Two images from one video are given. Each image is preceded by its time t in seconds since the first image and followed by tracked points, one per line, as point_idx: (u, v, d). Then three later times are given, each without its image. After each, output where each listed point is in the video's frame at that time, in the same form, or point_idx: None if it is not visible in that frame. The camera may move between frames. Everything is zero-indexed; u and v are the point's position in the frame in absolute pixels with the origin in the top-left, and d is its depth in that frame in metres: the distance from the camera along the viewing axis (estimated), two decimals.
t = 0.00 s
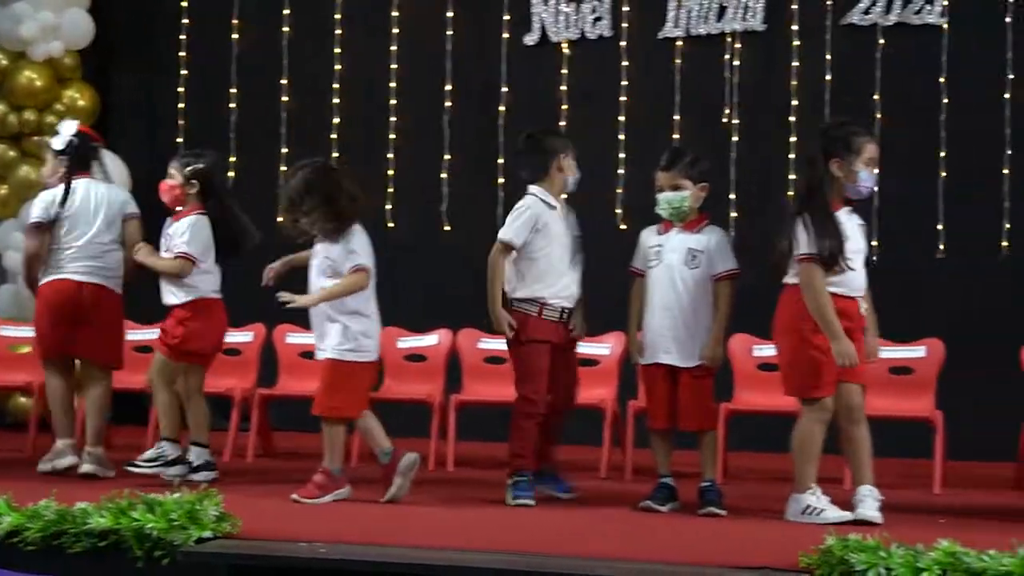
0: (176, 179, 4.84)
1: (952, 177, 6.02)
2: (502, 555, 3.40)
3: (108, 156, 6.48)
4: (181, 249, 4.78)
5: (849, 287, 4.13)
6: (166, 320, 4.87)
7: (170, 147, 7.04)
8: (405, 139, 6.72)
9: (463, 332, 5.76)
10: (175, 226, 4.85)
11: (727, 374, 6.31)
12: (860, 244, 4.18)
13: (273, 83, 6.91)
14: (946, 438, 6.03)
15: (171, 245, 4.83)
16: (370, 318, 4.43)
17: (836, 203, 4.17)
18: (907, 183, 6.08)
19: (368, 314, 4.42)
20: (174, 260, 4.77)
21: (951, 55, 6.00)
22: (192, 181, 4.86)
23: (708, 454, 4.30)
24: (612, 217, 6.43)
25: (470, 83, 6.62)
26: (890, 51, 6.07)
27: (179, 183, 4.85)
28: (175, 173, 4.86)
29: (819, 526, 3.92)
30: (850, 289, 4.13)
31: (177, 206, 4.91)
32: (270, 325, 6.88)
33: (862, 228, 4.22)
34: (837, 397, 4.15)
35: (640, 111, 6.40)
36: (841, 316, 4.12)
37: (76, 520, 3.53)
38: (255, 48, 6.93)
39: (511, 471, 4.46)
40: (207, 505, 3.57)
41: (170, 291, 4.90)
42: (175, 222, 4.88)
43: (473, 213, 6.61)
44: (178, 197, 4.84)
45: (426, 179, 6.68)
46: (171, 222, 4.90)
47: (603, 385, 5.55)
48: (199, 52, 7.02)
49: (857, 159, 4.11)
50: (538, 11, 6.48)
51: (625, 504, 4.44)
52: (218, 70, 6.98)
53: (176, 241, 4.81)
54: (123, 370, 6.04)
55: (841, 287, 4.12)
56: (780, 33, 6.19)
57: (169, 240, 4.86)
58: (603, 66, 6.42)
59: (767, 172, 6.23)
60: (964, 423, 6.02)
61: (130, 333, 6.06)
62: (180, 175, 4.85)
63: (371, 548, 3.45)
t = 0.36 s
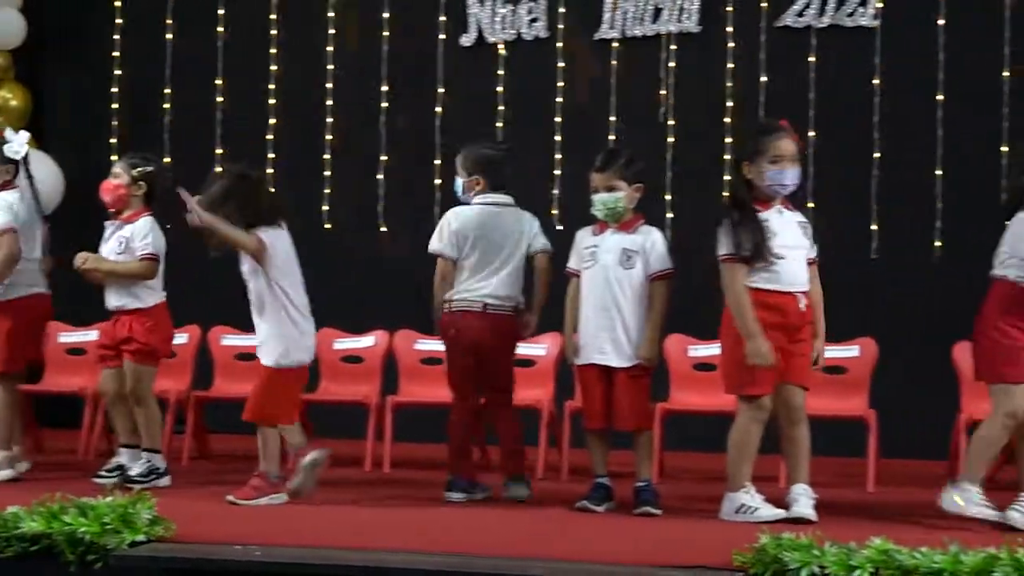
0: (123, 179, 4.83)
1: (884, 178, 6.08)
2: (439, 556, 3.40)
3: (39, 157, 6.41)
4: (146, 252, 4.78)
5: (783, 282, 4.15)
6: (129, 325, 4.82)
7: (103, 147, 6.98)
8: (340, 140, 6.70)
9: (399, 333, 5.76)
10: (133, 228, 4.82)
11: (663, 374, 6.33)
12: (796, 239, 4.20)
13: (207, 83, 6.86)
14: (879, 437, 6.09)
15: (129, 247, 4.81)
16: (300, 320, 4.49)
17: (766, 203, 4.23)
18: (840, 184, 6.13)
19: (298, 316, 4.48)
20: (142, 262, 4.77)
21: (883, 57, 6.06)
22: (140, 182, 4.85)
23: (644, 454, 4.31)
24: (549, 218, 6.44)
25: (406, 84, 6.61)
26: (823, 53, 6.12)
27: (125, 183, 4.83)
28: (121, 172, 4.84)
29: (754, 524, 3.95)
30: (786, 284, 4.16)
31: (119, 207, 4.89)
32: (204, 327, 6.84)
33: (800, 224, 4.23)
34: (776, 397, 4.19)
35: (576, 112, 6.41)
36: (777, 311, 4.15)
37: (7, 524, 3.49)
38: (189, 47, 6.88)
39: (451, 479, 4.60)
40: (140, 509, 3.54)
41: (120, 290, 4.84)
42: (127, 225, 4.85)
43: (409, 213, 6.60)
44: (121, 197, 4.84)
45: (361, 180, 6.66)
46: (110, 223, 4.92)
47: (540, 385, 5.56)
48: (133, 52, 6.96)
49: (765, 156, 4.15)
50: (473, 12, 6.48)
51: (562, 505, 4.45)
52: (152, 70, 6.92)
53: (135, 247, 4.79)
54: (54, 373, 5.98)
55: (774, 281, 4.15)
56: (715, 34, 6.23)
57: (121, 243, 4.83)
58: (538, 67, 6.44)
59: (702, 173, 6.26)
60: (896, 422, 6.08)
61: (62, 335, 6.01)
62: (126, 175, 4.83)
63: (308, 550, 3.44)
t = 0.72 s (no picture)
0: (62, 181, 4.81)
1: (831, 176, 6.12)
2: (388, 556, 3.39)
3: None
4: (102, 257, 4.80)
5: (715, 280, 4.18)
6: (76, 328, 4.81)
7: (48, 147, 6.91)
8: (288, 139, 6.67)
9: (348, 333, 5.74)
10: (83, 232, 4.82)
11: (612, 373, 6.34)
12: (734, 238, 4.21)
13: (154, 82, 6.81)
14: (827, 434, 6.12)
15: (83, 252, 4.82)
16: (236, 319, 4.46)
17: (712, 204, 4.28)
18: (788, 183, 6.16)
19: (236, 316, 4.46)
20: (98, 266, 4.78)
21: (830, 57, 6.09)
22: (80, 183, 4.86)
23: (593, 453, 4.33)
24: (498, 217, 6.44)
25: (354, 83, 6.59)
26: (771, 53, 6.15)
27: (65, 184, 4.81)
28: (62, 174, 4.81)
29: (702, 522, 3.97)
30: (718, 283, 4.18)
31: (58, 211, 4.89)
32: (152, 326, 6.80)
33: (745, 224, 4.24)
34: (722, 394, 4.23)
35: (524, 111, 6.41)
36: (705, 307, 4.18)
37: None
38: (136, 46, 6.83)
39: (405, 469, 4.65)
40: (87, 509, 3.52)
41: (70, 294, 4.84)
42: (77, 227, 4.85)
43: (358, 212, 6.58)
44: (62, 199, 4.81)
45: (309, 179, 6.63)
46: (51, 226, 4.90)
47: (489, 384, 5.56)
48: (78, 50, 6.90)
49: (705, 155, 4.18)
50: (422, 11, 6.47)
51: (511, 504, 4.45)
52: (97, 69, 6.87)
53: (89, 253, 4.81)
54: None
55: (705, 281, 4.20)
56: (662, 34, 6.25)
57: (69, 246, 4.83)
58: (487, 66, 6.43)
59: (650, 171, 6.28)
60: (844, 419, 6.12)
61: (7, 336, 5.95)
62: (65, 177, 4.81)
63: (256, 551, 3.43)
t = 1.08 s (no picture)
0: (8, 181, 4.76)
1: (778, 174, 6.15)
2: (337, 554, 3.39)
3: None
4: (54, 259, 4.78)
5: (632, 276, 4.23)
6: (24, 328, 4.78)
7: None
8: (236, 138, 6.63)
9: (297, 331, 5.72)
10: (32, 233, 4.80)
11: (561, 371, 6.34)
12: (647, 236, 4.23)
13: (100, 79, 6.76)
14: (774, 430, 6.16)
15: (34, 252, 4.79)
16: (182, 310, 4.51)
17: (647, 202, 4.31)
18: (735, 181, 6.19)
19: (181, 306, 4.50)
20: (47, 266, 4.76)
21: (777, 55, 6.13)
22: (23, 181, 4.81)
23: (543, 450, 4.33)
24: (448, 215, 6.43)
25: (303, 81, 6.57)
26: (719, 51, 6.18)
27: (9, 184, 4.76)
28: (5, 174, 4.76)
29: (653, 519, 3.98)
30: (633, 278, 4.23)
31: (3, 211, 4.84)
32: (98, 326, 6.75)
33: (661, 221, 4.22)
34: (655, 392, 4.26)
35: (474, 109, 6.41)
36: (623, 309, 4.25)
37: None
38: (81, 43, 6.77)
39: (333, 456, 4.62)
40: (33, 510, 3.49)
41: (16, 297, 4.79)
42: (24, 227, 4.81)
43: (307, 211, 6.56)
44: (7, 198, 4.77)
45: (258, 178, 6.61)
46: None
47: (438, 382, 5.55)
48: (23, 47, 6.82)
49: (641, 153, 4.21)
50: (370, 8, 6.45)
51: (458, 501, 4.45)
52: (42, 67, 6.81)
53: (40, 254, 4.78)
54: None
55: (624, 277, 4.27)
56: (611, 32, 6.26)
57: (17, 246, 4.79)
58: (436, 64, 6.43)
59: (599, 169, 6.29)
60: (790, 415, 6.15)
61: None
62: (9, 176, 4.76)
63: (204, 551, 3.41)
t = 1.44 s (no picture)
0: None
1: (724, 170, 6.17)
2: (282, 553, 3.38)
3: None
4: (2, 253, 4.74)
5: (596, 275, 4.25)
6: None
7: None
8: (180, 135, 6.57)
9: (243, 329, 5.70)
10: None
11: (508, 367, 6.34)
12: (610, 234, 4.24)
13: (42, 76, 6.67)
14: (720, 425, 6.18)
15: None
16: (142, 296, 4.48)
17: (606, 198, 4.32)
18: (681, 178, 6.20)
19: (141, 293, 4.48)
20: None
21: (722, 52, 6.15)
22: None
23: (489, 446, 4.33)
24: (394, 212, 6.41)
25: (248, 77, 6.53)
26: (664, 47, 6.19)
27: None
28: None
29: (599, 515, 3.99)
30: (598, 276, 4.25)
31: None
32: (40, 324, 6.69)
33: (623, 219, 4.24)
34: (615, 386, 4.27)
35: (419, 106, 6.39)
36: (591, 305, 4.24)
37: None
38: (23, 38, 6.70)
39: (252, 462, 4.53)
40: None
41: None
42: None
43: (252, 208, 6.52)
44: None
45: (202, 175, 6.55)
46: None
47: (384, 379, 5.54)
48: None
49: (598, 150, 4.22)
50: (315, 4, 6.43)
51: (405, 499, 4.44)
52: None
53: None
54: None
55: (588, 276, 4.28)
56: (557, 28, 6.27)
57: None
58: (382, 60, 6.41)
59: (545, 166, 6.30)
60: (737, 410, 6.18)
61: None
62: None
63: (149, 550, 3.40)
